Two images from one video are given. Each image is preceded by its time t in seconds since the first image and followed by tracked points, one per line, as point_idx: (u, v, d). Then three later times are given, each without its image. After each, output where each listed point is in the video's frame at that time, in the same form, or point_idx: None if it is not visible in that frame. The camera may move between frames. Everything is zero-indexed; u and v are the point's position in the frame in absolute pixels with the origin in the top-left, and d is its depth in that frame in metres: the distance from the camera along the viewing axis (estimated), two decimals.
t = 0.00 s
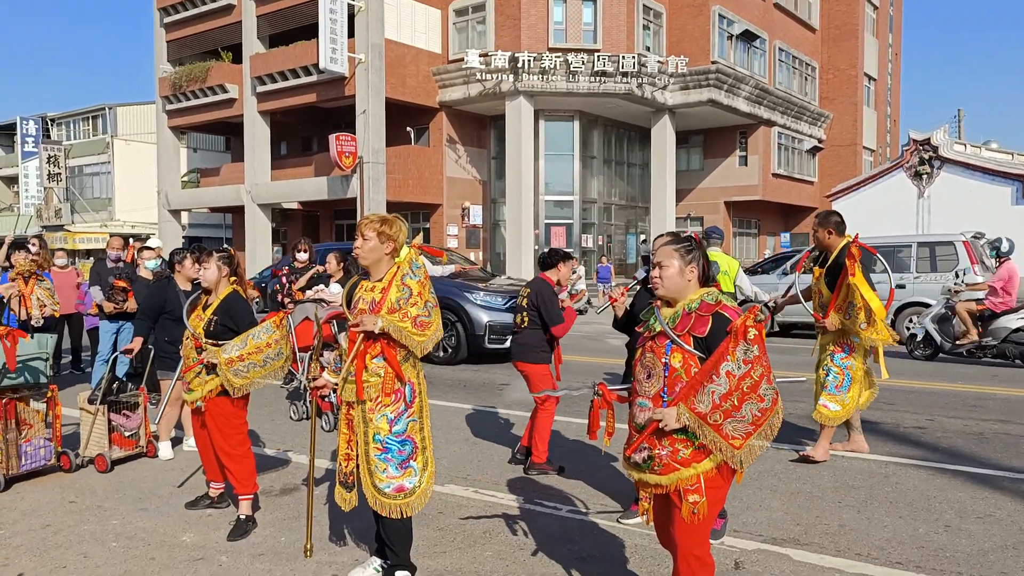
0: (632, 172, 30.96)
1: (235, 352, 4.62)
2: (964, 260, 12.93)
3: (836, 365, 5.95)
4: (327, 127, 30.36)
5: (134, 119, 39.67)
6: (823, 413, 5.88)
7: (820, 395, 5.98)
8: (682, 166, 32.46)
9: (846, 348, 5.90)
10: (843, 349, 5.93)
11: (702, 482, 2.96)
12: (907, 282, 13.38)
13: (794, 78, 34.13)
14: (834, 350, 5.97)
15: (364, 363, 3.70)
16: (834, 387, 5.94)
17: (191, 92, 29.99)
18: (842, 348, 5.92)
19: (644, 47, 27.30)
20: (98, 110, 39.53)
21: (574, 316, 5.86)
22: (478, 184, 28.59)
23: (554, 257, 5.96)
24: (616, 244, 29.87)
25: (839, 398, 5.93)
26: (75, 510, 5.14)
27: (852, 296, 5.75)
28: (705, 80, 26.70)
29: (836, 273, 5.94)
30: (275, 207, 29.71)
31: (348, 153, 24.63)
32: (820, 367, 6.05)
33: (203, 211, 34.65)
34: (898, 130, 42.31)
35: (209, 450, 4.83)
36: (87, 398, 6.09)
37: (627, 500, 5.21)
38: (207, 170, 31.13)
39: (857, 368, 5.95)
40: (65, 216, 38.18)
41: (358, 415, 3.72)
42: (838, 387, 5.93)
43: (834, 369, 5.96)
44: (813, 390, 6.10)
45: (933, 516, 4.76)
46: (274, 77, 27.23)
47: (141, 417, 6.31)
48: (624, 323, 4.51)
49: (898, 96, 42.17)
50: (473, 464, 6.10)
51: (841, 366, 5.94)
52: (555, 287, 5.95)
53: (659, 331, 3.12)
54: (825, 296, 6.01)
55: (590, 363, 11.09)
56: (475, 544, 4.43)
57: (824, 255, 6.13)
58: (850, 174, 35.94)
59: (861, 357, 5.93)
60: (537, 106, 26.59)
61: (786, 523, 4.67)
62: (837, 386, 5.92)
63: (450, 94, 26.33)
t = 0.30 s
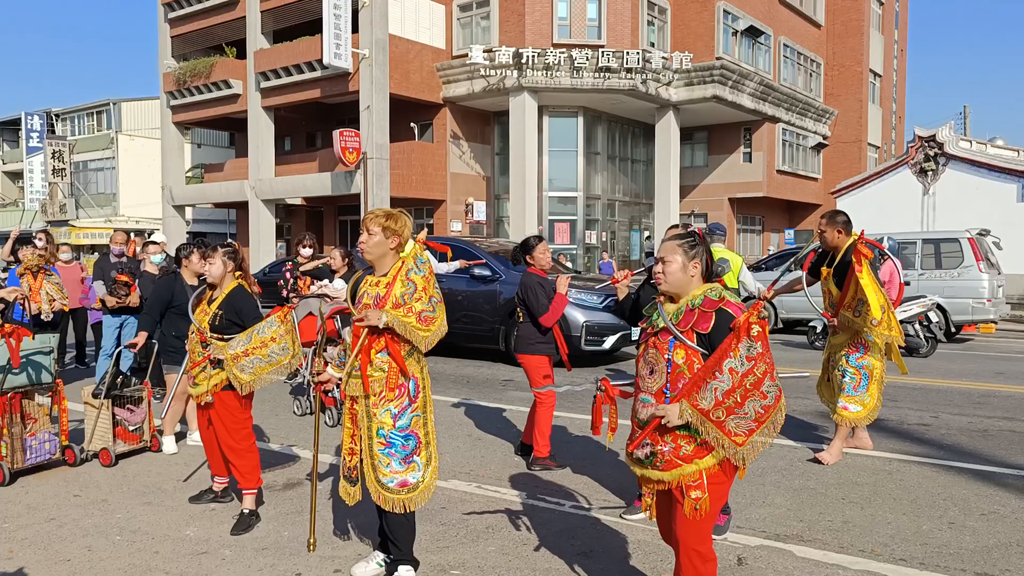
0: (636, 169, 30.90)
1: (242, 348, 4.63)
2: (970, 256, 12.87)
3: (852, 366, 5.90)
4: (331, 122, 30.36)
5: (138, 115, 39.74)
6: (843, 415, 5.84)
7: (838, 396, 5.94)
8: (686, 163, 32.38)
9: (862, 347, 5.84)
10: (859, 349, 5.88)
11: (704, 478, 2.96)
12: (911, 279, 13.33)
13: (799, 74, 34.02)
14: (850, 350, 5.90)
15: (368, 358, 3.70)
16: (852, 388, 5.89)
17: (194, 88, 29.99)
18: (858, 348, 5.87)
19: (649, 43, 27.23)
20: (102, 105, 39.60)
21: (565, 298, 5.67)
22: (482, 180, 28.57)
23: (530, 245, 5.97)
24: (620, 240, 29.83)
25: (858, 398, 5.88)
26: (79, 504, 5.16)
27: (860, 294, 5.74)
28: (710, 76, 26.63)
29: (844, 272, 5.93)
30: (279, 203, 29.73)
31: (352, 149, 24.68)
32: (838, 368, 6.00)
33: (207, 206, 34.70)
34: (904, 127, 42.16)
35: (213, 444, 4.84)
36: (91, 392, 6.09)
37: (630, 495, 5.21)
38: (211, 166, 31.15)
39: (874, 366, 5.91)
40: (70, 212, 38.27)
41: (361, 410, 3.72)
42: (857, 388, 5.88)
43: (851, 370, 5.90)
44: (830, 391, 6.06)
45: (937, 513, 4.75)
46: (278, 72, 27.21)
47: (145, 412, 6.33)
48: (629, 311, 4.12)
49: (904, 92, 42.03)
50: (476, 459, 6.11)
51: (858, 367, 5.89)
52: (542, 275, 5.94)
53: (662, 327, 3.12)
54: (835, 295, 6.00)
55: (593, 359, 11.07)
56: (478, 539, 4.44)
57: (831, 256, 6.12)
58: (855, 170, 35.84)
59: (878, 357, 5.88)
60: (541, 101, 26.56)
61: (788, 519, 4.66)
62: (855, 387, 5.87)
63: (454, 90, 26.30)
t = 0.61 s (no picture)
0: (645, 168, 30.84)
1: (254, 348, 4.65)
2: (982, 255, 12.82)
3: (871, 369, 5.85)
4: (340, 123, 30.43)
5: (149, 115, 39.97)
6: (862, 419, 5.80)
7: (856, 399, 5.87)
8: (695, 161, 32.30)
9: (882, 350, 5.82)
10: (877, 353, 5.84)
11: (716, 478, 2.95)
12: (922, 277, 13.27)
13: (809, 72, 33.87)
14: (868, 352, 5.84)
15: (380, 357, 3.71)
16: (870, 391, 5.85)
17: (205, 88, 30.12)
18: (875, 352, 5.83)
19: (658, 42, 27.19)
20: (113, 106, 39.86)
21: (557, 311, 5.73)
22: (491, 180, 28.57)
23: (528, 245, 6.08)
24: (629, 239, 29.77)
25: (875, 402, 5.86)
26: (93, 503, 5.19)
27: (865, 293, 5.68)
28: (719, 74, 26.55)
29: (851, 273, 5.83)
30: (288, 203, 29.83)
31: (361, 150, 24.57)
32: (854, 372, 5.93)
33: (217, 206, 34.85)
34: (915, 125, 41.94)
35: (225, 443, 4.87)
36: (104, 392, 6.12)
37: (640, 495, 5.21)
38: (221, 166, 31.29)
39: (891, 371, 5.90)
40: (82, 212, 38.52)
41: (373, 409, 3.73)
42: (875, 391, 5.84)
43: (863, 372, 5.87)
44: (844, 394, 5.99)
45: (950, 513, 4.72)
46: (287, 73, 27.30)
47: (156, 411, 6.36)
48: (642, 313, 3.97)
49: (915, 90, 41.80)
50: (486, 459, 6.11)
51: (877, 370, 5.85)
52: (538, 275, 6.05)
53: (674, 327, 3.11)
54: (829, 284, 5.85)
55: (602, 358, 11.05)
56: (488, 538, 4.44)
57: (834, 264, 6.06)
58: (866, 168, 35.62)
59: (894, 361, 5.90)
60: (550, 101, 26.55)
61: (800, 519, 4.65)
62: (874, 391, 5.83)
63: (463, 90, 26.32)
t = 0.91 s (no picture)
0: (650, 167, 30.81)
1: (259, 346, 4.65)
2: (988, 255, 12.73)
3: (878, 371, 5.83)
4: (344, 122, 30.46)
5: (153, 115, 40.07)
6: (867, 420, 5.80)
7: (862, 401, 5.85)
8: (700, 161, 32.26)
9: (888, 351, 5.83)
10: (885, 355, 5.84)
11: (722, 478, 2.94)
12: (927, 278, 13.23)
13: (814, 72, 33.80)
14: (876, 354, 5.84)
15: (385, 356, 3.71)
16: (877, 394, 5.83)
17: (209, 88, 30.16)
18: (884, 354, 5.84)
19: (663, 41, 27.16)
20: (118, 105, 39.96)
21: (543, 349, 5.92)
22: (495, 179, 28.57)
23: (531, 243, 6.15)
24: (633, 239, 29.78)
25: (882, 404, 5.85)
26: (97, 501, 5.20)
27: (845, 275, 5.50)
28: (724, 74, 26.50)
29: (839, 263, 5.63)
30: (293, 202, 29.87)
31: (366, 148, 24.83)
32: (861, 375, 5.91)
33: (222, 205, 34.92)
34: (920, 125, 41.83)
35: (230, 441, 4.87)
36: (108, 390, 6.13)
37: (645, 494, 5.20)
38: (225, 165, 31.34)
39: (898, 373, 5.89)
40: (87, 211, 38.61)
41: (378, 407, 3.73)
42: (881, 394, 5.83)
43: (876, 373, 5.83)
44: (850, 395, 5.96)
45: (955, 514, 4.70)
46: (292, 72, 27.32)
47: (161, 410, 6.38)
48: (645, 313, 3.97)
49: (920, 90, 41.70)
50: (490, 458, 6.11)
51: (884, 372, 5.84)
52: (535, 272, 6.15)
53: (680, 326, 3.10)
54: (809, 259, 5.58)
55: (606, 358, 11.03)
56: (492, 537, 4.43)
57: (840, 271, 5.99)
58: (871, 168, 35.52)
59: (902, 363, 5.89)
60: (555, 100, 26.53)
61: (804, 519, 4.64)
62: (880, 392, 5.82)
63: (467, 89, 26.33)
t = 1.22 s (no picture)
0: (646, 165, 30.81)
1: (253, 343, 4.63)
2: (983, 253, 12.74)
3: (873, 369, 5.86)
4: (340, 119, 30.41)
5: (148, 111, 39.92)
6: (863, 417, 5.81)
7: (857, 399, 5.86)
8: (696, 159, 32.26)
9: (883, 350, 5.85)
10: (880, 352, 5.87)
11: (718, 474, 2.94)
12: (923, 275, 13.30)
13: (810, 70, 33.83)
14: (870, 353, 5.88)
15: (381, 353, 3.71)
16: (873, 392, 5.84)
17: (205, 84, 30.08)
18: (878, 353, 5.86)
19: (659, 39, 27.16)
20: (113, 101, 39.79)
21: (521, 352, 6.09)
22: (491, 176, 28.54)
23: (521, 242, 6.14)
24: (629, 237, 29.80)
25: (877, 402, 5.85)
26: (92, 498, 5.19)
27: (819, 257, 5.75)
28: (720, 72, 26.51)
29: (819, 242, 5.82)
30: (289, 199, 29.80)
31: (361, 145, 24.69)
32: (856, 372, 5.92)
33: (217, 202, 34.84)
34: (916, 123, 41.92)
35: (225, 438, 4.86)
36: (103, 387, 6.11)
37: (641, 491, 5.21)
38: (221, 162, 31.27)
39: (894, 371, 5.90)
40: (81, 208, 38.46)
41: (374, 404, 3.72)
42: (877, 391, 5.83)
43: (870, 372, 5.86)
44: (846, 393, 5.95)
45: (950, 510, 4.71)
46: (288, 68, 27.24)
47: (156, 407, 6.36)
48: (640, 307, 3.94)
49: (916, 88, 41.77)
50: (487, 455, 6.11)
51: (879, 370, 5.86)
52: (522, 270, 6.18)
53: (675, 323, 3.10)
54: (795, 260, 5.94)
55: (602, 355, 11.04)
56: (488, 534, 4.44)
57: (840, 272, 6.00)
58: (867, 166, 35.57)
59: (897, 361, 5.91)
60: (551, 98, 26.50)
61: (799, 516, 4.65)
62: (875, 390, 5.83)
63: (464, 86, 26.29)
